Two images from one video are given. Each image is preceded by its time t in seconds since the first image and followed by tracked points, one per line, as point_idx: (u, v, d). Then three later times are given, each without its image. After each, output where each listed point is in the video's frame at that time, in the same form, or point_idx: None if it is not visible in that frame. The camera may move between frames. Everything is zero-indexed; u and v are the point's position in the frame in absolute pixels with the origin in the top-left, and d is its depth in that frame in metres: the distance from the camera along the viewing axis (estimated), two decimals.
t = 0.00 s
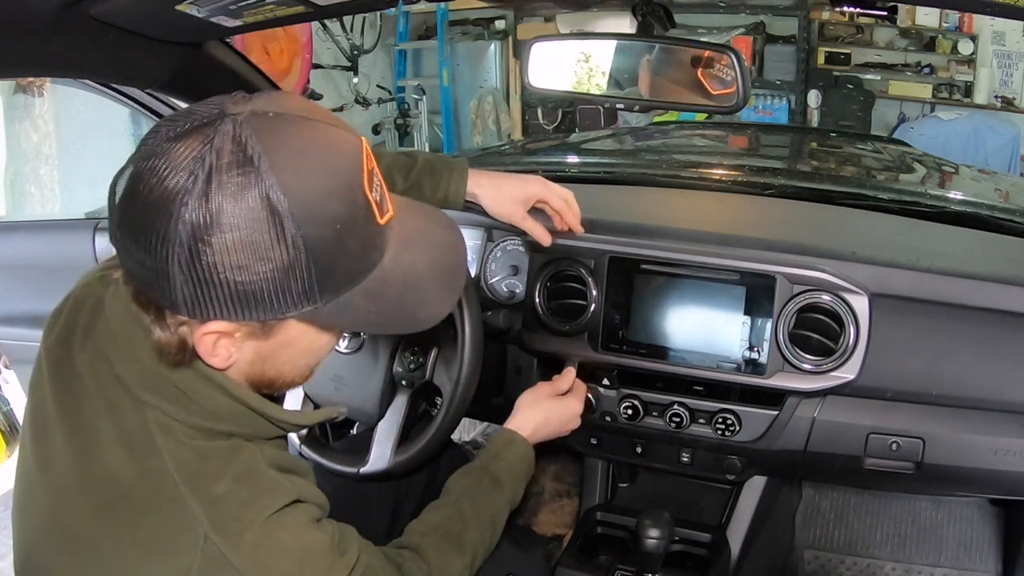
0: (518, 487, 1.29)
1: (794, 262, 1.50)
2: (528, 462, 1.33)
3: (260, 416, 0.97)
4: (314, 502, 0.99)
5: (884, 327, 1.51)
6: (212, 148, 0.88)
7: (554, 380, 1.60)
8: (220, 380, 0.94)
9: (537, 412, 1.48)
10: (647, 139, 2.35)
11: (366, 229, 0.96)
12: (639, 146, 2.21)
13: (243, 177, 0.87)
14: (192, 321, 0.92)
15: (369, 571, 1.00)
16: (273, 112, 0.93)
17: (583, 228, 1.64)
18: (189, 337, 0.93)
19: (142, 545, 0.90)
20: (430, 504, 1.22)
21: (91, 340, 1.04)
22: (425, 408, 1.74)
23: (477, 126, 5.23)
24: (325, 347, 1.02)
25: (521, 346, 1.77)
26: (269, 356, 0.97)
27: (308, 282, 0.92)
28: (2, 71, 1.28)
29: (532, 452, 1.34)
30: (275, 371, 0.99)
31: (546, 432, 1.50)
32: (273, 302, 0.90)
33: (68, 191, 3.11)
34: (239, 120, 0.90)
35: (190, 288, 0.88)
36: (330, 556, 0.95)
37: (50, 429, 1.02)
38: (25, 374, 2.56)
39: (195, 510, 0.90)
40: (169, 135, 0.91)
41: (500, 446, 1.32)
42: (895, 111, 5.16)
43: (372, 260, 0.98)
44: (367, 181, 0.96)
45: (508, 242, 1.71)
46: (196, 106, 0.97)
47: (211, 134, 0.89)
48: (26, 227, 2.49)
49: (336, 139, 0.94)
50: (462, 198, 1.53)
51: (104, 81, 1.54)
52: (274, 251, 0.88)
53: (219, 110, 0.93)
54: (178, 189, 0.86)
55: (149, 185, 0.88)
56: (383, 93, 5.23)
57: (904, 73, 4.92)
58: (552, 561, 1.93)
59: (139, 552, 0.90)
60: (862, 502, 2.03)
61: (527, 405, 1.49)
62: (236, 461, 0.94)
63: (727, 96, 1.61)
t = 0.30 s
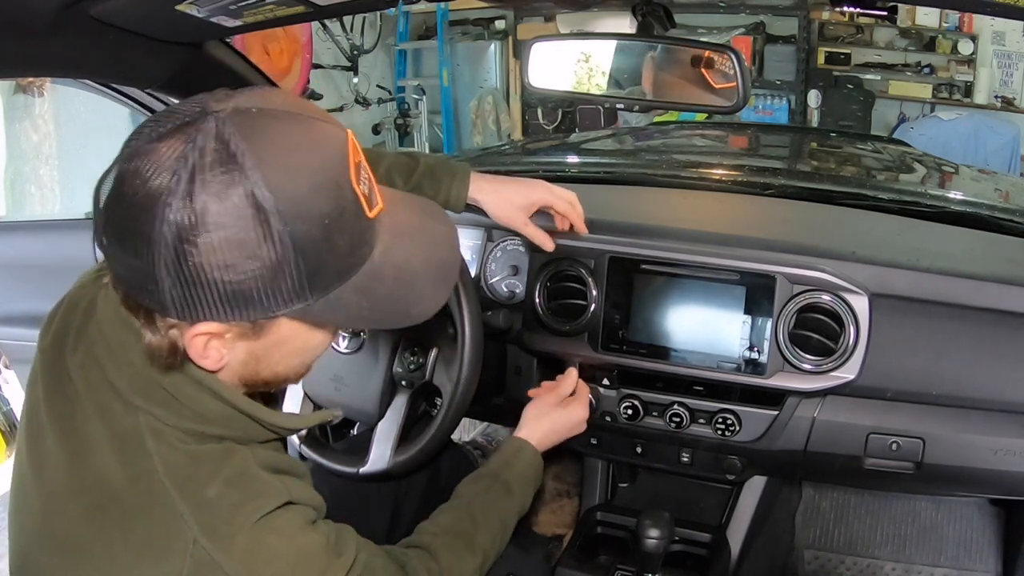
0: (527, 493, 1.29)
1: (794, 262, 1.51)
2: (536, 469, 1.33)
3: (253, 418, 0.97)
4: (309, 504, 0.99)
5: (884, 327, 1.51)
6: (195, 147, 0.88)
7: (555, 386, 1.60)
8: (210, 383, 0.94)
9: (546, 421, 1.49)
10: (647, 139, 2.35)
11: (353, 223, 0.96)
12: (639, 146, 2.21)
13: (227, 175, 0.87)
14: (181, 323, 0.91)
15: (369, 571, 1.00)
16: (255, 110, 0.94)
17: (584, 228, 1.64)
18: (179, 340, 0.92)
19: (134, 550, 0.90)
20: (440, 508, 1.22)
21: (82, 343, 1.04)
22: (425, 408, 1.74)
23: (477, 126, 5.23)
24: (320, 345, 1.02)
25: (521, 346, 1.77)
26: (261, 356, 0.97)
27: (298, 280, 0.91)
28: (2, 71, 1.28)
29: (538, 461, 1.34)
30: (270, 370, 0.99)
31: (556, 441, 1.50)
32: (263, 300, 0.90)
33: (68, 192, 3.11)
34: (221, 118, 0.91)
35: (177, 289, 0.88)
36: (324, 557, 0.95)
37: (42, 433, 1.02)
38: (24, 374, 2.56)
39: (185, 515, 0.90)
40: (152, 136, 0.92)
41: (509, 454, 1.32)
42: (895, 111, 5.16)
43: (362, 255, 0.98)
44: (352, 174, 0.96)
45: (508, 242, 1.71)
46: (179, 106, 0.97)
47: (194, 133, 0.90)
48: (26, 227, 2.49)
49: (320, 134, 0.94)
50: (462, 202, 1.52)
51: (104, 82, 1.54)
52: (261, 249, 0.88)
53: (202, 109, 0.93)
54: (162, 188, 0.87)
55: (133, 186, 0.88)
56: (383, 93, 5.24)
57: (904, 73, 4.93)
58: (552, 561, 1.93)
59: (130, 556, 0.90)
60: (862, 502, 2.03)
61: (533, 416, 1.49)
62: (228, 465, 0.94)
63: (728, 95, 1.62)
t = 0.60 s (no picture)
0: (517, 486, 1.30)
1: (794, 262, 1.51)
2: (525, 462, 1.34)
3: (257, 413, 0.97)
4: (310, 500, 0.99)
5: (884, 327, 1.51)
6: (191, 142, 0.88)
7: (552, 381, 1.61)
8: (213, 377, 0.94)
9: (535, 411, 1.50)
10: (647, 139, 2.35)
11: (350, 213, 0.96)
12: (640, 146, 2.21)
13: (224, 169, 0.87)
14: (182, 316, 0.92)
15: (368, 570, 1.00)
16: (250, 103, 0.93)
17: (585, 229, 1.64)
18: (180, 333, 0.93)
19: (137, 545, 0.89)
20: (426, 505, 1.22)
21: (86, 341, 1.04)
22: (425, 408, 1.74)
23: (477, 126, 5.23)
24: (321, 337, 1.02)
25: (521, 346, 1.76)
26: (261, 349, 0.98)
27: (296, 270, 0.92)
28: (2, 71, 1.28)
29: (528, 453, 1.35)
30: (271, 364, 1.00)
31: (545, 434, 1.51)
32: (261, 291, 0.91)
33: (68, 191, 3.11)
34: (216, 112, 0.91)
35: (176, 282, 0.89)
36: (326, 555, 0.95)
37: (46, 430, 1.01)
38: (25, 374, 2.56)
39: (191, 509, 0.90)
40: (147, 131, 0.91)
41: (499, 446, 1.33)
42: (895, 111, 5.16)
43: (359, 245, 0.99)
44: (349, 165, 0.96)
45: (508, 242, 1.71)
46: (173, 100, 0.97)
47: (189, 127, 0.89)
48: (27, 227, 2.49)
49: (316, 125, 0.94)
50: (462, 203, 1.52)
51: (104, 82, 1.54)
52: (259, 241, 0.89)
53: (197, 103, 0.93)
54: (159, 183, 0.87)
55: (130, 181, 0.88)
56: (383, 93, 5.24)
57: (904, 73, 4.92)
58: (552, 561, 1.93)
59: (133, 553, 0.90)
60: (862, 502, 2.03)
61: (527, 406, 1.50)
62: (232, 460, 0.94)
63: (728, 96, 1.61)
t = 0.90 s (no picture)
0: (516, 486, 1.30)
1: (794, 262, 1.51)
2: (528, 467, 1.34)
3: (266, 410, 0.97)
4: (320, 497, 0.99)
5: (883, 327, 1.51)
6: (216, 143, 0.88)
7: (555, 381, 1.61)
8: (228, 375, 0.94)
9: (539, 417, 1.50)
10: (647, 139, 2.35)
11: (367, 217, 0.96)
12: (640, 146, 2.21)
13: (248, 170, 0.87)
14: (199, 314, 0.91)
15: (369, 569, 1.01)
16: (274, 105, 0.93)
17: (585, 229, 1.64)
18: (196, 332, 0.92)
19: (150, 540, 0.90)
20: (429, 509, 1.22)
21: (95, 336, 1.04)
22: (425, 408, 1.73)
23: (477, 126, 5.24)
24: (330, 336, 1.02)
25: (521, 346, 1.76)
26: (275, 349, 0.97)
27: (313, 272, 0.92)
28: (2, 71, 1.28)
29: (530, 457, 1.35)
30: (281, 362, 0.99)
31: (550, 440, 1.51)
32: (280, 292, 0.91)
33: (68, 191, 3.10)
34: (241, 114, 0.90)
35: (197, 282, 0.88)
36: (334, 553, 0.95)
37: (56, 426, 1.02)
38: (25, 374, 2.57)
39: (205, 504, 0.90)
40: (170, 132, 0.91)
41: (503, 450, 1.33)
42: (895, 111, 5.16)
43: (375, 248, 0.99)
44: (368, 170, 0.96)
45: (508, 242, 1.71)
46: (195, 102, 0.96)
47: (214, 129, 0.89)
48: (27, 227, 2.49)
49: (339, 130, 0.94)
50: (462, 202, 1.52)
51: (104, 82, 1.54)
52: (280, 242, 0.88)
53: (220, 105, 0.93)
54: (183, 184, 0.86)
55: (153, 181, 0.88)
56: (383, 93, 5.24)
57: (904, 73, 4.92)
58: (552, 561, 1.93)
59: (147, 547, 0.91)
60: (862, 502, 2.03)
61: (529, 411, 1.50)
62: (246, 456, 0.94)
63: (724, 99, 1.61)
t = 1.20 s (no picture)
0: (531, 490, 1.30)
1: (794, 262, 1.50)
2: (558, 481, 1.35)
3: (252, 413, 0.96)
4: (312, 497, 0.99)
5: (884, 327, 1.51)
6: (204, 143, 0.88)
7: (560, 393, 1.61)
8: (210, 375, 0.94)
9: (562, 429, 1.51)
10: (647, 139, 2.35)
11: (359, 218, 0.96)
12: (640, 146, 2.21)
13: (235, 171, 0.87)
14: (189, 316, 0.91)
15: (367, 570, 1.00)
16: (263, 105, 0.93)
17: (585, 229, 1.63)
18: (186, 334, 0.93)
19: (136, 541, 0.91)
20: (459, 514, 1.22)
21: (86, 336, 1.03)
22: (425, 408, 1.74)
23: (477, 126, 5.24)
24: (323, 339, 1.02)
25: (520, 346, 1.76)
26: (266, 350, 0.97)
27: (305, 272, 0.92)
28: (2, 71, 1.28)
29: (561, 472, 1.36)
30: (274, 365, 1.00)
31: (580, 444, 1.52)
32: (270, 293, 0.91)
33: (68, 191, 3.10)
34: (229, 114, 0.90)
35: (186, 283, 0.88)
36: (326, 552, 0.94)
37: (47, 427, 1.02)
38: (25, 374, 2.57)
39: (187, 505, 0.90)
40: (159, 132, 0.91)
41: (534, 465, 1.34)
42: (895, 111, 5.16)
43: (367, 249, 0.99)
44: (358, 170, 0.96)
45: (508, 242, 1.71)
46: (185, 102, 0.96)
47: (202, 130, 0.89)
48: (26, 227, 2.49)
49: (328, 131, 0.94)
50: (462, 201, 1.52)
51: (104, 81, 1.53)
52: (269, 242, 0.88)
53: (209, 105, 0.93)
54: (171, 185, 0.86)
55: (142, 182, 0.88)
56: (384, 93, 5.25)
57: (904, 73, 4.92)
58: (552, 561, 1.93)
59: (133, 548, 0.91)
60: (862, 502, 2.03)
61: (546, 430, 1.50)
62: (229, 455, 0.94)
63: (727, 97, 1.61)
